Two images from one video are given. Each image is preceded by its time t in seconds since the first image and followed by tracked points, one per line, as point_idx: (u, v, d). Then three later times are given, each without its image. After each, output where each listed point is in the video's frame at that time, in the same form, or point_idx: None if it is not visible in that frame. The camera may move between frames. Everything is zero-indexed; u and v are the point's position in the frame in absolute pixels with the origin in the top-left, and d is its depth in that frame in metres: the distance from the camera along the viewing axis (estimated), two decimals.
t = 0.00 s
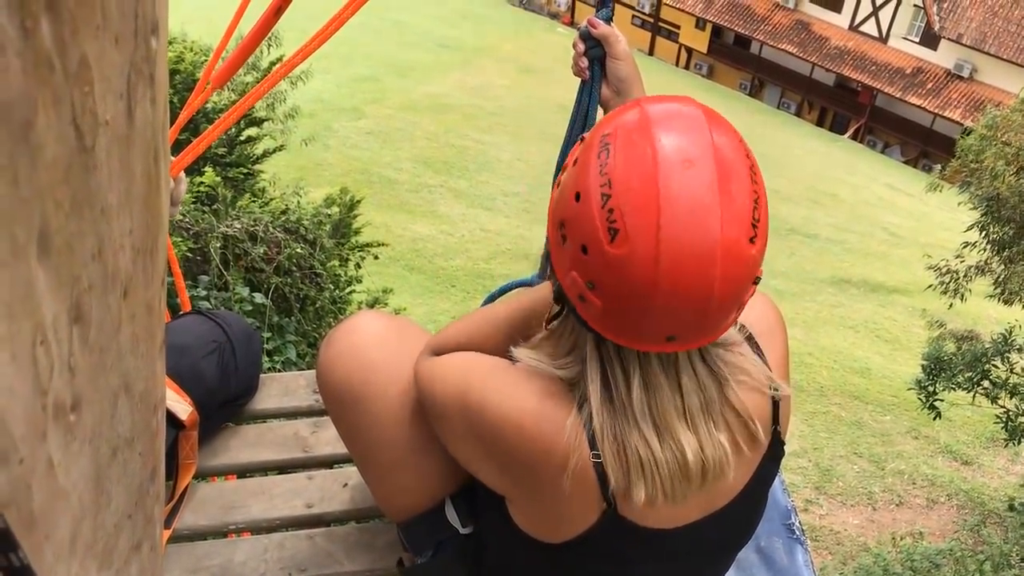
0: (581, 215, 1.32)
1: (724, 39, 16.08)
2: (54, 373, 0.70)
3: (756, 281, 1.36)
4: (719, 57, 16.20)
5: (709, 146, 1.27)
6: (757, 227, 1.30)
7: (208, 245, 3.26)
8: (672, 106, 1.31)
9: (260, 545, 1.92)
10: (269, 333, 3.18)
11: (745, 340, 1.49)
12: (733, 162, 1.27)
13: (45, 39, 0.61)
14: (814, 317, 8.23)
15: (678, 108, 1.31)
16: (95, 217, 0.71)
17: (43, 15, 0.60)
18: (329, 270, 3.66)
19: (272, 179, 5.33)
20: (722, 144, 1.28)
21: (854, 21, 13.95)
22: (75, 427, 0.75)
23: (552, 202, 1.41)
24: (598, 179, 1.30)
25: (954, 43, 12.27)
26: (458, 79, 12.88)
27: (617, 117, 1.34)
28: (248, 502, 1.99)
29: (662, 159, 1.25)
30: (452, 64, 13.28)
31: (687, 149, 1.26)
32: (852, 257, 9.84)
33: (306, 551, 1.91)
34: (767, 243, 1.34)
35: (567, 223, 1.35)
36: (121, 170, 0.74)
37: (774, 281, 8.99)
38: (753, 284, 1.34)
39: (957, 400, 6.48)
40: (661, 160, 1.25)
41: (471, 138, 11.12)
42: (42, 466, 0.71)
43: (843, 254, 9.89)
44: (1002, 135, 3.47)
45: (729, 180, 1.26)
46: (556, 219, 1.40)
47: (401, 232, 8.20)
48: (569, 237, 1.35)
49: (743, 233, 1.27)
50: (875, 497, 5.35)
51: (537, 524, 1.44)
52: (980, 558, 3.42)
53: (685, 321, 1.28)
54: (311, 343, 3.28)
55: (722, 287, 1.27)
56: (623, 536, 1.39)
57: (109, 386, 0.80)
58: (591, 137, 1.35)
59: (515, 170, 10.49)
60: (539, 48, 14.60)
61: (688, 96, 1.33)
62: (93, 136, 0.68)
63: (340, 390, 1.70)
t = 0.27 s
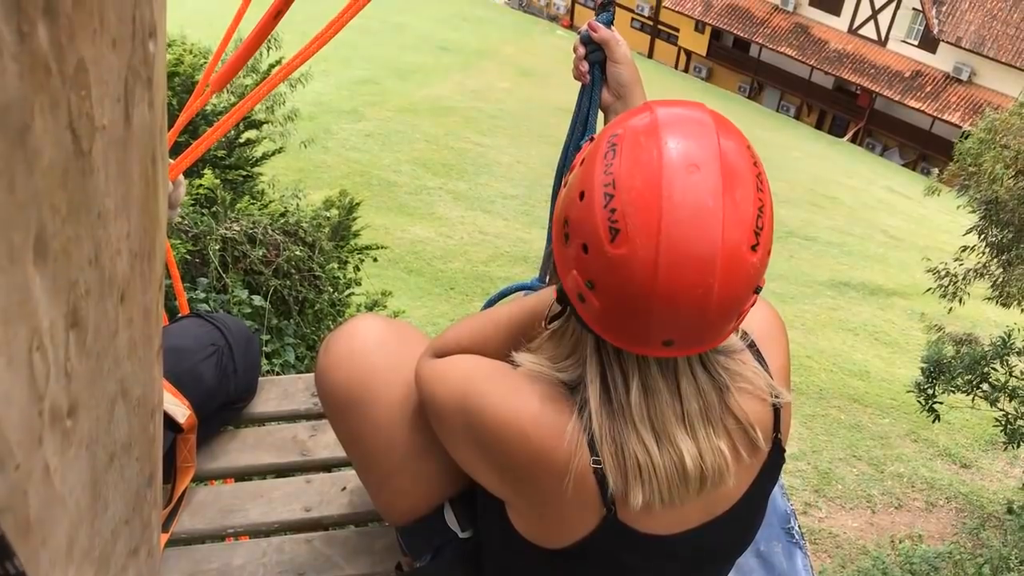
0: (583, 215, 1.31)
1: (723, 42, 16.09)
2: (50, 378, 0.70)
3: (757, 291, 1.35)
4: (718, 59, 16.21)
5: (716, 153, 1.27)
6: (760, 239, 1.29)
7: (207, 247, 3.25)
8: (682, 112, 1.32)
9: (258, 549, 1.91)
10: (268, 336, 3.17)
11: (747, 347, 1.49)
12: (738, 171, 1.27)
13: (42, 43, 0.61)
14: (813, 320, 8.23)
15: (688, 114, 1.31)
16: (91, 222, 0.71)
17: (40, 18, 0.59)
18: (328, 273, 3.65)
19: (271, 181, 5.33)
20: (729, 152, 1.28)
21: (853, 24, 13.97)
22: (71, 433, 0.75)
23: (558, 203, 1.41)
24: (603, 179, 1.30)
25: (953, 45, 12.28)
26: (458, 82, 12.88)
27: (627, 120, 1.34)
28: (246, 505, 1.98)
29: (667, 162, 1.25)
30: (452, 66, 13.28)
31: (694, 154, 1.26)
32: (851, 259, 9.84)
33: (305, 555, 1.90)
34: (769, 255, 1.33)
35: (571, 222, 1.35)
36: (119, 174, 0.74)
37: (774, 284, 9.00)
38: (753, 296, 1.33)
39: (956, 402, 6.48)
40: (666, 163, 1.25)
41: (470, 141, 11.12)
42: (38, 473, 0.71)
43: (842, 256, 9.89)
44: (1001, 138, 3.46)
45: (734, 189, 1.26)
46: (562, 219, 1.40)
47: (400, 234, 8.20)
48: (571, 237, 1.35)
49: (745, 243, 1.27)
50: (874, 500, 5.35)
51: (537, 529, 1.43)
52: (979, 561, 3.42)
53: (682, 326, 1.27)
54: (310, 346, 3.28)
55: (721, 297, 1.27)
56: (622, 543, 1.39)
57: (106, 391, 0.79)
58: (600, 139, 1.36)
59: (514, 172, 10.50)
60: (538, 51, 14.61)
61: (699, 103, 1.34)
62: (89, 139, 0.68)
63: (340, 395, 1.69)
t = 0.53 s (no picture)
0: (584, 214, 1.31)
1: (722, 43, 16.10)
2: (47, 382, 0.69)
3: (757, 295, 1.35)
4: (717, 61, 16.22)
5: (717, 154, 1.27)
6: (761, 240, 1.29)
7: (206, 248, 3.24)
8: (685, 113, 1.31)
9: (256, 552, 1.91)
10: (266, 337, 3.17)
11: (748, 350, 1.49)
12: (739, 171, 1.27)
13: (40, 47, 0.61)
14: (812, 321, 8.23)
15: (691, 115, 1.31)
16: (89, 225, 0.71)
17: (37, 20, 0.59)
18: (326, 274, 3.65)
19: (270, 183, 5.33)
20: (730, 153, 1.28)
21: (851, 25, 13.99)
22: (68, 437, 0.74)
23: (559, 203, 1.41)
24: (604, 179, 1.30)
25: (951, 46, 12.28)
26: (456, 83, 12.87)
27: (630, 121, 1.34)
28: (245, 507, 1.98)
29: (668, 163, 1.25)
30: (450, 68, 13.28)
31: (696, 154, 1.26)
32: (850, 260, 9.84)
33: (304, 558, 1.90)
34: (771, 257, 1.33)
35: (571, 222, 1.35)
36: (116, 177, 0.73)
37: (772, 285, 9.00)
38: (754, 298, 1.33)
39: (955, 403, 6.48)
40: (667, 163, 1.25)
41: (469, 142, 11.13)
42: (35, 477, 0.70)
43: (840, 258, 9.89)
44: (998, 138, 3.46)
45: (735, 190, 1.26)
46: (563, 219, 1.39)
47: (399, 235, 8.20)
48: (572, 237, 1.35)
49: (746, 244, 1.27)
50: (873, 501, 5.35)
51: (537, 532, 1.43)
52: (977, 561, 3.42)
53: (681, 328, 1.27)
54: (308, 348, 3.28)
55: (721, 297, 1.27)
56: (621, 544, 1.38)
57: (104, 394, 0.79)
58: (602, 140, 1.36)
59: (513, 173, 10.51)
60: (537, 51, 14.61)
61: (701, 104, 1.33)
62: (87, 141, 0.68)
63: (338, 398, 1.68)
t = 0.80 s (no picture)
0: (581, 214, 1.31)
1: (720, 43, 16.10)
2: (44, 384, 0.69)
3: (755, 298, 1.34)
4: (715, 60, 16.23)
5: (717, 155, 1.27)
6: (759, 242, 1.29)
7: (204, 248, 3.24)
8: (685, 114, 1.31)
9: (255, 553, 1.90)
10: (265, 337, 3.16)
11: (747, 350, 1.49)
12: (738, 171, 1.27)
13: (36, 46, 0.60)
14: (811, 320, 8.24)
15: (692, 116, 1.31)
16: (86, 226, 0.70)
17: (33, 20, 0.59)
18: (325, 274, 3.65)
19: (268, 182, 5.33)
20: (730, 153, 1.28)
21: (849, 25, 14.00)
22: (66, 438, 0.74)
23: (558, 203, 1.40)
24: (603, 178, 1.29)
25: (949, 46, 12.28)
26: (455, 83, 12.87)
27: (630, 121, 1.34)
28: (244, 508, 1.98)
29: (667, 163, 1.25)
30: (449, 67, 13.28)
31: (695, 155, 1.26)
32: (848, 260, 9.84)
33: (303, 559, 1.89)
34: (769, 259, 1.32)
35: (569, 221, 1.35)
36: (113, 178, 0.73)
37: (771, 285, 9.00)
38: (752, 300, 1.33)
39: (954, 403, 6.49)
40: (666, 165, 1.25)
41: (467, 142, 11.13)
42: (31, 479, 0.70)
43: (839, 257, 9.90)
44: (997, 138, 3.46)
45: (734, 192, 1.26)
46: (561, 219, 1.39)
47: (397, 235, 8.21)
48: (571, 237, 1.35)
49: (744, 245, 1.26)
50: (871, 501, 5.36)
51: (536, 532, 1.42)
52: (976, 561, 3.42)
53: (677, 330, 1.26)
54: (307, 348, 3.28)
55: (718, 299, 1.26)
56: (619, 544, 1.38)
57: (101, 397, 0.79)
58: (602, 140, 1.35)
59: (512, 173, 10.51)
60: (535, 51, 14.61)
61: (702, 106, 1.33)
62: (84, 142, 0.67)
63: (337, 399, 1.68)
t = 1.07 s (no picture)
0: (584, 214, 1.31)
1: (719, 41, 16.09)
2: (41, 384, 0.69)
3: (756, 307, 1.34)
4: (714, 59, 16.23)
5: (724, 158, 1.27)
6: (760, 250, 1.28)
7: (202, 247, 3.23)
8: (696, 118, 1.31)
9: (253, 552, 1.90)
10: (263, 336, 3.16)
11: (748, 350, 1.49)
12: (744, 178, 1.27)
13: (33, 45, 0.60)
14: (809, 319, 8.25)
15: (702, 120, 1.31)
16: (84, 226, 0.70)
17: (29, 20, 0.59)
18: (323, 273, 3.65)
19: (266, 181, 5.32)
20: (736, 158, 1.28)
21: (848, 24, 14.01)
22: (63, 439, 0.74)
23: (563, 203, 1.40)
24: (607, 179, 1.29)
25: (948, 45, 12.29)
26: (453, 82, 12.86)
27: (640, 122, 1.34)
28: (242, 507, 1.98)
29: (672, 169, 1.25)
30: (448, 66, 13.28)
31: (702, 158, 1.26)
32: (847, 259, 9.85)
33: (301, 558, 1.89)
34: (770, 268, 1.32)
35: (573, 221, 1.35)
36: (111, 179, 0.73)
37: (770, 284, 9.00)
38: (752, 309, 1.32)
39: (952, 403, 6.49)
40: (672, 171, 1.25)
41: (466, 140, 11.13)
42: (28, 480, 0.70)
43: (837, 256, 9.90)
44: (995, 138, 3.47)
45: (739, 198, 1.25)
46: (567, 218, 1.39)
47: (396, 234, 8.21)
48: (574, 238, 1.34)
49: (744, 252, 1.26)
50: (870, 500, 5.36)
51: (536, 533, 1.42)
52: (975, 560, 3.42)
53: (676, 337, 1.26)
54: (305, 347, 3.27)
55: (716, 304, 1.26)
56: (617, 544, 1.38)
57: (99, 397, 0.79)
58: (612, 141, 1.36)
59: (510, 172, 10.52)
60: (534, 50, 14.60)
61: (715, 113, 1.33)
62: (81, 142, 0.67)
63: (337, 399, 1.69)
